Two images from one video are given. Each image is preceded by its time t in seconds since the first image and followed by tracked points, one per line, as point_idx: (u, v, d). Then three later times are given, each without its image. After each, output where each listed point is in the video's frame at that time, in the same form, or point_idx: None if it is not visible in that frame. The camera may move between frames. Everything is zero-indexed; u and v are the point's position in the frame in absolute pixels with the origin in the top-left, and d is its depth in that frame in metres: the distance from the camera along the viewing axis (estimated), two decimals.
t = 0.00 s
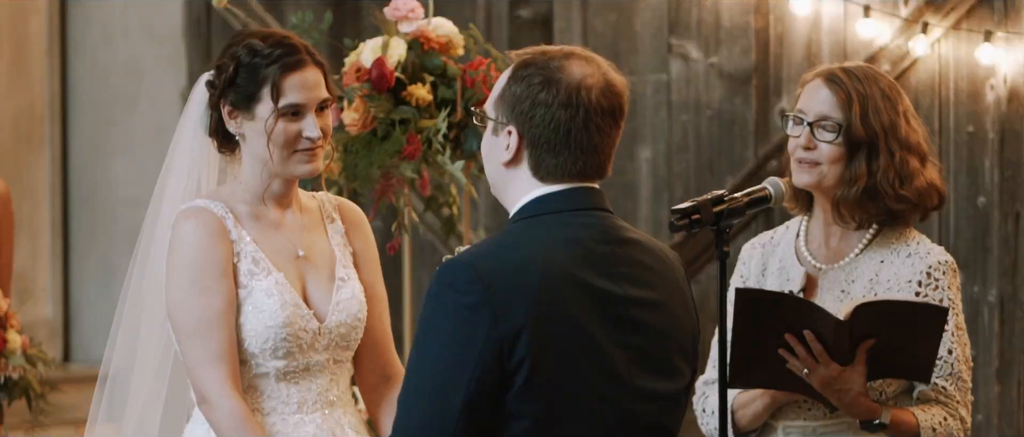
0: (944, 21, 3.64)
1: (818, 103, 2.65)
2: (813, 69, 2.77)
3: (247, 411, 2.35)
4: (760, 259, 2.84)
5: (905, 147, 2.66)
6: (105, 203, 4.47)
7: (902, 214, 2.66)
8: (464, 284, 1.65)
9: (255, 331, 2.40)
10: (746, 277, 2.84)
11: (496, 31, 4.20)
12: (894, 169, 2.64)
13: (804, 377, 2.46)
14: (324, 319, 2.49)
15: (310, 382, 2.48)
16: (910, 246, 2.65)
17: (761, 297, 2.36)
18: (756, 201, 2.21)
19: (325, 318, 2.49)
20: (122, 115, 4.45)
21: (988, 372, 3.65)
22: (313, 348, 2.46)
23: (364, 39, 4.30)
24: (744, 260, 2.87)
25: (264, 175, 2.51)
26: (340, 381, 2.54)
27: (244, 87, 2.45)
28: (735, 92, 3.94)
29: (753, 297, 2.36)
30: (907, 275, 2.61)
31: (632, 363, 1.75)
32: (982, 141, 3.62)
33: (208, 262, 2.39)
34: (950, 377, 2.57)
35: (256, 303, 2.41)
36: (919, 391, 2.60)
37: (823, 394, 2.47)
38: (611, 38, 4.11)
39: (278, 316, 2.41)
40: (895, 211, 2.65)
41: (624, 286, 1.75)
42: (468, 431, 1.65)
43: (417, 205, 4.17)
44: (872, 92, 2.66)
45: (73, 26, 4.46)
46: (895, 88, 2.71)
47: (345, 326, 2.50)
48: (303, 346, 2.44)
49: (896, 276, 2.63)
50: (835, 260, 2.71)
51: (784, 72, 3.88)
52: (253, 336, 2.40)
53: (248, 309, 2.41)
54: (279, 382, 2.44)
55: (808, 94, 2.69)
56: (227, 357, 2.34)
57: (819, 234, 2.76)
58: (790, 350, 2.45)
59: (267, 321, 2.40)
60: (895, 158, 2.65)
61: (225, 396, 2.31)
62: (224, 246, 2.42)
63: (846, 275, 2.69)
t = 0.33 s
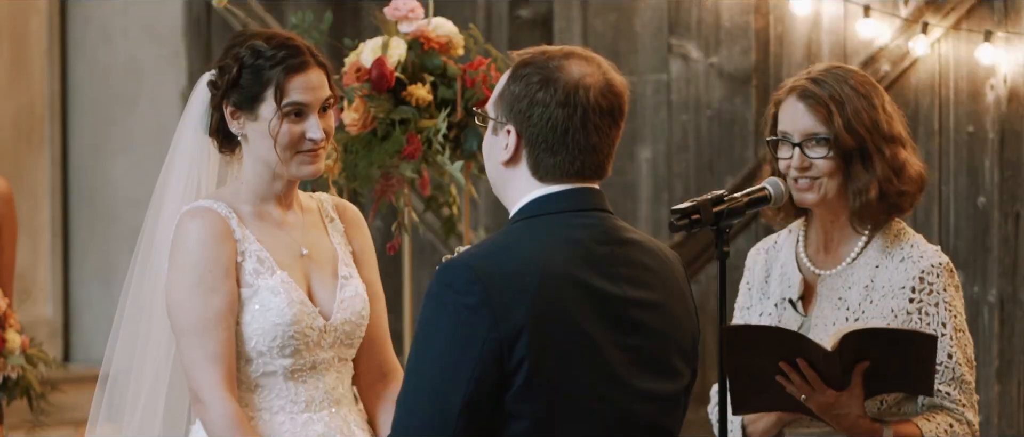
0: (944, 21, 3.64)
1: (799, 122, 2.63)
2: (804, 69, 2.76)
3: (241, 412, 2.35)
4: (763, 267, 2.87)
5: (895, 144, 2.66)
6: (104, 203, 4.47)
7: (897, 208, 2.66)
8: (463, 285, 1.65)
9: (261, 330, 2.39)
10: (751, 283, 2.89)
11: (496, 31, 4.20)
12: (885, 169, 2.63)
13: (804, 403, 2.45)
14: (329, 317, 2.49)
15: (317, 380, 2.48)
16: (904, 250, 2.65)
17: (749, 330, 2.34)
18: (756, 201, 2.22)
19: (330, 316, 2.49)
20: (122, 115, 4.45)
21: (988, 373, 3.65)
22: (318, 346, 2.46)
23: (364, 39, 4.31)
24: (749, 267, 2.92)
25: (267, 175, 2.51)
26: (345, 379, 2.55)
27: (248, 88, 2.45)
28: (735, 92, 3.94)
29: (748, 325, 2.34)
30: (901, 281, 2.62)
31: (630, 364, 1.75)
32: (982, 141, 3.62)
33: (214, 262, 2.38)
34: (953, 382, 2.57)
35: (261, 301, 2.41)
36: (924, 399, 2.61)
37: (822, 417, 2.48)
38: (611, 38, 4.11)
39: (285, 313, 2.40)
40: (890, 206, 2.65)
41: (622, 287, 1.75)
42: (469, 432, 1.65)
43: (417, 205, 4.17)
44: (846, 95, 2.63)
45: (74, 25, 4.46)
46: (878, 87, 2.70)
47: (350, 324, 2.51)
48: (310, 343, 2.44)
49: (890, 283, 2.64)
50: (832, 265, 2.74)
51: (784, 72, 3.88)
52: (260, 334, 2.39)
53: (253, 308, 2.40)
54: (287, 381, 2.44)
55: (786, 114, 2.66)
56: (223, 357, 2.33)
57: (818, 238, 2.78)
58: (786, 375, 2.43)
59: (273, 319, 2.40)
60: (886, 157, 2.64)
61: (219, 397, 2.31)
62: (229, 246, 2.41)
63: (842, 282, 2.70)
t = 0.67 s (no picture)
0: (944, 21, 3.64)
1: (803, 126, 2.63)
2: (802, 69, 2.76)
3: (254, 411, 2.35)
4: (758, 271, 2.90)
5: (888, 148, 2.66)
6: (104, 204, 4.46)
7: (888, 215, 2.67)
8: (461, 287, 1.66)
9: (263, 330, 2.39)
10: (747, 290, 2.91)
11: (496, 31, 4.21)
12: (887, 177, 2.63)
13: (799, 397, 2.44)
14: (331, 317, 2.49)
15: (319, 380, 2.48)
16: (896, 243, 2.65)
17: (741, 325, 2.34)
18: (756, 201, 2.22)
19: (332, 316, 2.49)
20: (122, 115, 4.45)
21: (988, 372, 3.65)
22: (319, 345, 2.46)
23: (364, 39, 4.31)
24: (745, 272, 2.94)
25: (268, 175, 2.51)
26: (347, 379, 2.54)
27: (250, 86, 2.45)
28: (735, 92, 3.94)
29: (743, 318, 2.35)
30: (893, 274, 2.62)
31: (629, 364, 1.75)
32: (982, 141, 3.62)
33: (217, 262, 2.38)
34: (949, 373, 2.56)
35: (263, 301, 2.41)
36: (921, 392, 2.61)
37: (818, 411, 2.47)
38: (611, 38, 4.11)
39: (285, 313, 2.40)
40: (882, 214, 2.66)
41: (619, 286, 1.75)
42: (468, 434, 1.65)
43: (417, 205, 4.17)
44: (849, 100, 2.64)
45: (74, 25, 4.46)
46: (874, 91, 2.70)
47: (352, 324, 2.51)
48: (311, 343, 2.44)
49: (883, 276, 2.64)
50: (826, 262, 2.74)
51: (784, 72, 3.88)
52: (261, 334, 2.39)
53: (254, 309, 2.41)
54: (288, 381, 2.44)
55: (789, 119, 2.66)
56: (232, 357, 2.34)
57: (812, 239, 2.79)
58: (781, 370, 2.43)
59: (274, 319, 2.40)
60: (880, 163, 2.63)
61: (233, 397, 2.31)
62: (231, 246, 2.42)
63: (836, 279, 2.71)
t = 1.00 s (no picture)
0: (944, 21, 3.64)
1: (812, 127, 2.63)
2: (813, 67, 2.75)
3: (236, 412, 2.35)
4: (753, 268, 2.88)
5: (889, 150, 2.66)
6: (104, 204, 4.45)
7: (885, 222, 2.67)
8: (458, 287, 1.66)
9: (256, 331, 2.40)
10: (742, 290, 2.89)
11: (496, 31, 4.21)
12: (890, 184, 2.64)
13: (805, 398, 2.43)
14: (329, 318, 2.49)
15: (316, 381, 2.48)
16: (898, 244, 2.67)
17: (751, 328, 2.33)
18: (756, 201, 2.22)
19: (329, 317, 2.49)
20: (122, 115, 4.44)
21: (988, 372, 3.65)
22: (316, 347, 2.46)
23: (364, 39, 4.31)
24: (738, 273, 2.92)
25: (268, 174, 2.51)
26: (347, 380, 2.54)
27: (253, 85, 2.45)
28: (735, 92, 3.94)
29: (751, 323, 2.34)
30: (895, 272, 2.63)
31: (627, 364, 1.75)
32: (982, 141, 3.63)
33: (209, 263, 2.39)
34: (951, 371, 2.57)
35: (256, 302, 2.41)
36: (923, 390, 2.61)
37: (824, 412, 2.46)
38: (611, 38, 4.10)
39: (279, 315, 2.40)
40: (880, 221, 2.66)
41: (617, 285, 1.75)
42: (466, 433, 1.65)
43: (417, 205, 4.17)
44: (857, 100, 2.64)
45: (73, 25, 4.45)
46: (880, 93, 2.70)
47: (351, 325, 2.50)
48: (307, 345, 2.44)
49: (885, 274, 2.65)
50: (825, 261, 2.75)
51: (784, 72, 3.88)
52: (254, 335, 2.40)
53: (247, 309, 2.41)
54: (283, 381, 2.44)
55: (797, 118, 2.66)
56: (219, 359, 2.34)
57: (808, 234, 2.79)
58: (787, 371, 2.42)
59: (267, 320, 2.40)
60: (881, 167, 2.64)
61: (215, 399, 2.32)
62: (225, 246, 2.42)
63: (835, 277, 2.72)
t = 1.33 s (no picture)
0: (944, 21, 3.64)
1: (818, 120, 2.63)
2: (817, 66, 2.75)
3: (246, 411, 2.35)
4: (759, 260, 2.88)
5: (897, 147, 2.66)
6: (104, 203, 4.45)
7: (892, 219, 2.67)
8: (458, 286, 1.66)
9: (259, 330, 2.40)
10: (744, 280, 2.89)
11: (495, 31, 4.22)
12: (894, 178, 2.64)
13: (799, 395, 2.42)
14: (329, 318, 2.49)
15: (316, 381, 2.48)
16: (908, 244, 2.67)
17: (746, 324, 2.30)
18: (756, 201, 2.22)
19: (330, 317, 2.49)
20: (122, 115, 4.44)
21: (988, 372, 3.65)
22: (316, 347, 2.46)
23: (364, 39, 4.31)
24: (743, 263, 2.92)
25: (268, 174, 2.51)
26: (346, 380, 2.54)
27: (249, 86, 2.45)
28: (735, 92, 3.94)
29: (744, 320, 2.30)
30: (904, 270, 2.63)
31: (626, 364, 1.75)
32: (982, 141, 3.63)
33: (212, 262, 2.38)
34: (950, 371, 2.58)
35: (259, 301, 2.41)
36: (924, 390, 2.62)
37: (819, 408, 2.46)
38: (611, 38, 4.11)
39: (281, 314, 2.41)
40: (886, 218, 2.66)
41: (617, 285, 1.75)
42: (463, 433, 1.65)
43: (417, 205, 4.17)
44: (863, 97, 2.64)
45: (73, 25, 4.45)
46: (886, 90, 2.70)
47: (351, 325, 2.50)
48: (308, 344, 2.45)
49: (893, 272, 2.64)
50: (831, 260, 2.74)
51: (784, 72, 3.88)
52: (256, 335, 2.40)
53: (250, 309, 2.41)
54: (284, 381, 2.44)
55: (802, 113, 2.66)
56: (225, 358, 2.34)
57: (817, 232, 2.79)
58: (783, 368, 2.40)
59: (270, 319, 2.40)
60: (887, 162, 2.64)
61: (224, 398, 2.32)
62: (227, 246, 2.42)
63: (843, 273, 2.71)
